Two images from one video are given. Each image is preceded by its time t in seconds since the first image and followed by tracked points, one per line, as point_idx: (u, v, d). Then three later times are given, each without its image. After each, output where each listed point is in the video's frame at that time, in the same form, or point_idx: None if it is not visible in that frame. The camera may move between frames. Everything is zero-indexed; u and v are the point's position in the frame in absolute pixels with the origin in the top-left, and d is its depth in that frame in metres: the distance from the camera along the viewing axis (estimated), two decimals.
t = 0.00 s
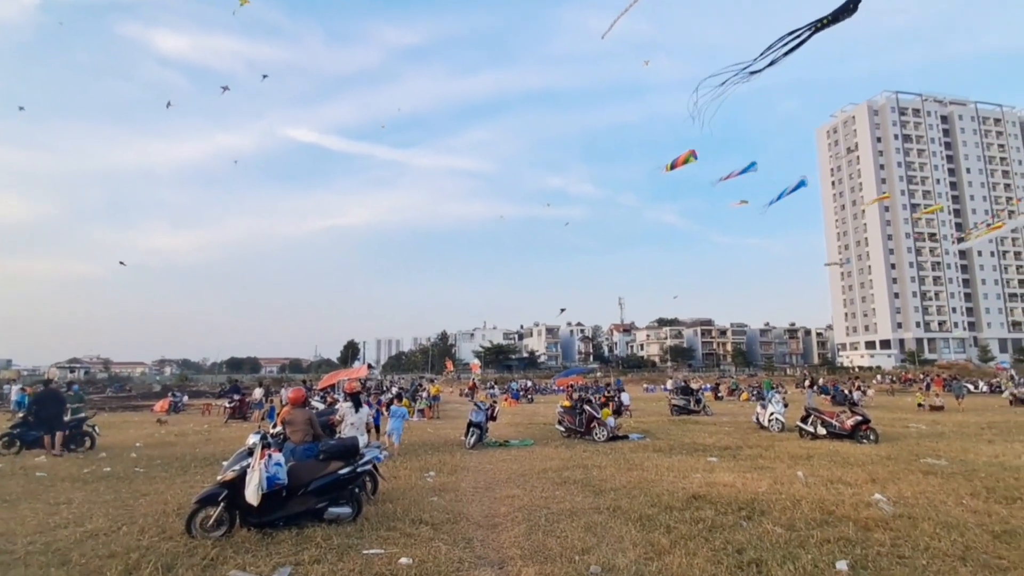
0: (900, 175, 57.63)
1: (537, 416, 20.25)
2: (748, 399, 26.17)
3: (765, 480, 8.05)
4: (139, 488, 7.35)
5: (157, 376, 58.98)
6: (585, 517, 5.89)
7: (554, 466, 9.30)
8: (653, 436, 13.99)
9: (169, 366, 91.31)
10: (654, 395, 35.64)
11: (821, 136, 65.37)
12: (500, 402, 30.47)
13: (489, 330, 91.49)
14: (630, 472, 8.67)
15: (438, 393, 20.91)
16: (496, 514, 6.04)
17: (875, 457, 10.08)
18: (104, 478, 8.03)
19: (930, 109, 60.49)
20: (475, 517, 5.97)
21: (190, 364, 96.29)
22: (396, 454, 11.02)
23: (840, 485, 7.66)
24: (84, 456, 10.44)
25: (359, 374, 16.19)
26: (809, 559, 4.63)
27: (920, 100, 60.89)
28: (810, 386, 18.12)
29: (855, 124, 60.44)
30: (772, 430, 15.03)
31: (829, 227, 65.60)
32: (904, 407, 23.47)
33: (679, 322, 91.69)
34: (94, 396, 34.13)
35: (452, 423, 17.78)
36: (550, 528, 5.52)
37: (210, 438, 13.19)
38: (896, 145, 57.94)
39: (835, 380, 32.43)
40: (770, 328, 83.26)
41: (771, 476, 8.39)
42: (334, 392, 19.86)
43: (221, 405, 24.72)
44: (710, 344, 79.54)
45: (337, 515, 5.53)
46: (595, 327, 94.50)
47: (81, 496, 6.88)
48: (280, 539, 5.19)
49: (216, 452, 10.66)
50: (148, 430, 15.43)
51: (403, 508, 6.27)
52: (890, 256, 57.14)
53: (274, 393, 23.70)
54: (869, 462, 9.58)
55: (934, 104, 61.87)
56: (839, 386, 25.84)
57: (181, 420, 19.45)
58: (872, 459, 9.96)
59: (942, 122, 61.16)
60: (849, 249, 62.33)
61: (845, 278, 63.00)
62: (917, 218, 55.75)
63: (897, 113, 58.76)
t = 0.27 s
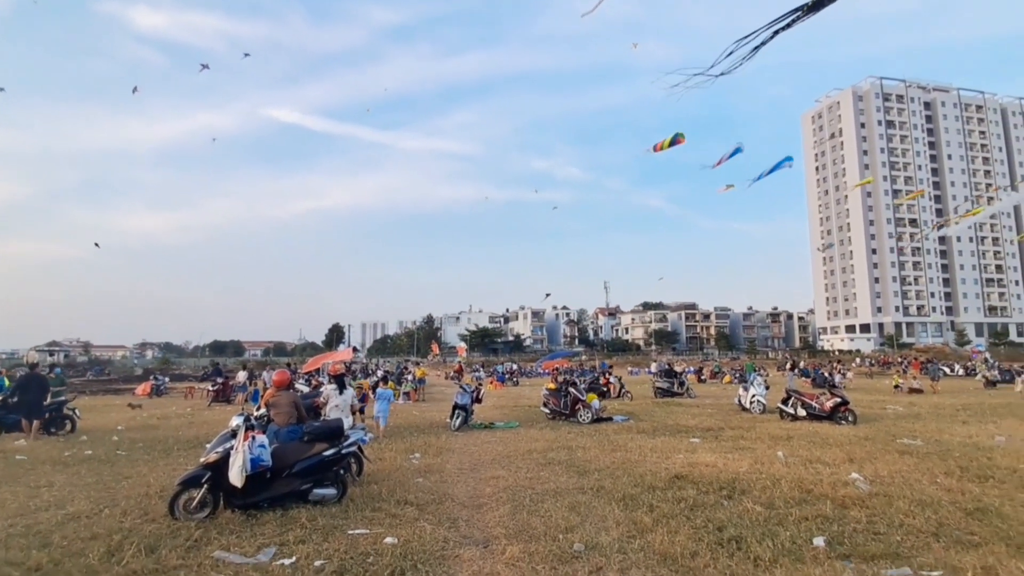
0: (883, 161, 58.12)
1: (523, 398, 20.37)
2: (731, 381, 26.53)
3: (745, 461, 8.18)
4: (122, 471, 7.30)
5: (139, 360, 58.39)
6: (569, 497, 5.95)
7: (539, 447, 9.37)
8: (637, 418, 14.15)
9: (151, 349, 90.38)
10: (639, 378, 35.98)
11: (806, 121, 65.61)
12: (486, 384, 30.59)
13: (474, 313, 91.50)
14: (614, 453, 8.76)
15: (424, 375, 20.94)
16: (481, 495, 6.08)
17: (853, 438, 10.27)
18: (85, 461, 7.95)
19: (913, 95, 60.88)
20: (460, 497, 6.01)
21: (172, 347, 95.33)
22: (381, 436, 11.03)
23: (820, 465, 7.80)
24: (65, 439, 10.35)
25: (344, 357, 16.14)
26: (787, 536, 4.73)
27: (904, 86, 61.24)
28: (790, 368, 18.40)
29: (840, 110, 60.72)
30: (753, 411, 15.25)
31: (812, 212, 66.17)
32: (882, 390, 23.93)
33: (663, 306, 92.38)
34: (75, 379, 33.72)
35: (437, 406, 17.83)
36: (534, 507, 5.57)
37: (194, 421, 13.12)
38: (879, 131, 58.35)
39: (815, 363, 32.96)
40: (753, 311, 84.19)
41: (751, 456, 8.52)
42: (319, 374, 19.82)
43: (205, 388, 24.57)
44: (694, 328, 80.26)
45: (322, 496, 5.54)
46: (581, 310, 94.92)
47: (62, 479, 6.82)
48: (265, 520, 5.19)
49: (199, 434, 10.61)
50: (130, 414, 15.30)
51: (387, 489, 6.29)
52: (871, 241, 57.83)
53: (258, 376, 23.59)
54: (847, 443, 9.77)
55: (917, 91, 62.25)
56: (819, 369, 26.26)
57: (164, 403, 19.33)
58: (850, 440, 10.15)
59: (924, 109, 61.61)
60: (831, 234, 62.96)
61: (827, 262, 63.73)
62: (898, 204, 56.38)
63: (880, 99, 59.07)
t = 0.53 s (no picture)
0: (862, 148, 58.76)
1: (504, 382, 20.45)
2: (710, 365, 26.90)
3: (722, 441, 8.34)
4: (97, 454, 7.20)
5: (115, 344, 57.51)
6: (549, 478, 6.02)
7: (519, 429, 9.44)
8: (617, 400, 14.30)
9: (127, 332, 89.02)
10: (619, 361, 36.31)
11: (787, 108, 66.04)
12: (467, 367, 30.69)
13: (456, 297, 91.41)
14: (594, 434, 8.86)
15: (405, 359, 20.91)
16: (462, 476, 6.12)
17: (827, 419, 10.50)
18: (60, 444, 7.83)
19: (893, 83, 61.44)
20: (441, 479, 6.03)
21: (150, 330, 94.03)
22: (363, 419, 11.03)
23: (794, 445, 7.96)
24: (38, 423, 10.17)
25: (325, 341, 16.04)
26: (762, 514, 4.83)
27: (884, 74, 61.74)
28: (768, 352, 18.69)
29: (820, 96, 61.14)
30: (731, 394, 15.49)
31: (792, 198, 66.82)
32: (856, 373, 24.44)
33: (645, 291, 92.99)
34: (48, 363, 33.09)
35: (418, 389, 17.86)
36: (515, 488, 5.62)
37: (171, 405, 12.97)
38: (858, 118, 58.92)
39: (792, 347, 33.50)
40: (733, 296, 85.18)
41: (729, 437, 8.69)
42: (299, 357, 19.67)
43: (182, 371, 24.28)
44: (675, 312, 81.01)
45: (301, 478, 5.53)
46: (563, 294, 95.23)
47: (36, 462, 6.72)
48: (243, 502, 5.17)
49: (177, 418, 10.50)
50: (106, 397, 15.08)
51: (368, 471, 6.29)
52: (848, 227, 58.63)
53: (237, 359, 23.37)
54: (821, 424, 9.98)
55: (897, 78, 62.82)
56: (796, 353, 26.71)
57: (141, 387, 19.09)
58: (824, 421, 10.37)
59: (904, 97, 62.24)
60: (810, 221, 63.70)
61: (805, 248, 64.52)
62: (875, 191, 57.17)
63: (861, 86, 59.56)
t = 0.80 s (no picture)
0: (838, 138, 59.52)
1: (484, 368, 20.51)
2: (688, 351, 27.24)
3: (699, 426, 8.47)
4: (70, 442, 7.08)
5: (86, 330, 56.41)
6: (528, 462, 6.06)
7: (499, 415, 9.49)
8: (596, 386, 14.43)
9: (99, 319, 87.29)
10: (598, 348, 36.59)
11: (766, 97, 66.56)
12: (447, 354, 30.68)
13: (436, 284, 91.11)
14: (573, 420, 8.94)
15: (385, 345, 20.84)
16: (441, 462, 6.13)
17: (800, 404, 10.72)
18: (31, 432, 7.68)
19: (869, 74, 62.20)
20: (420, 464, 6.05)
21: (123, 317, 92.33)
22: (343, 406, 11.00)
23: (768, 429, 8.12)
24: (7, 411, 9.93)
25: (303, 327, 15.91)
26: (736, 496, 4.93)
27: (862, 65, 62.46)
28: (744, 338, 18.96)
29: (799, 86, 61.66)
30: (708, 379, 15.71)
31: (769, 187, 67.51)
32: (830, 359, 24.93)
33: (625, 278, 93.54)
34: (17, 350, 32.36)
35: (398, 376, 17.83)
36: (494, 473, 5.65)
37: (146, 392, 12.78)
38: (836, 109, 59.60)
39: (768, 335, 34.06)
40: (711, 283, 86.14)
41: (705, 421, 8.83)
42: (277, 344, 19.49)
43: (157, 358, 23.92)
44: (654, 300, 81.67)
45: (278, 465, 5.50)
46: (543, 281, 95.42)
47: (6, 451, 6.59)
48: (220, 489, 5.13)
49: (152, 405, 10.36)
50: (78, 384, 14.81)
51: (347, 457, 6.28)
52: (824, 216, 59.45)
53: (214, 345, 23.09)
54: (794, 408, 10.18)
55: (873, 69, 63.54)
56: (772, 339, 27.14)
57: (115, 374, 18.77)
58: (797, 406, 10.58)
59: (880, 88, 63.02)
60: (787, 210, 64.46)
61: (782, 236, 65.35)
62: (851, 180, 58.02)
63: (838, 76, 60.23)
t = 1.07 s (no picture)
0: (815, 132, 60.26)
1: (464, 359, 20.49)
2: (666, 342, 27.48)
3: (676, 415, 8.57)
4: (40, 434, 6.92)
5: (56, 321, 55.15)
6: (507, 452, 6.08)
7: (478, 405, 9.49)
8: (575, 377, 14.50)
9: (70, 309, 85.39)
10: (578, 339, 36.76)
11: (745, 91, 67.09)
12: (427, 345, 30.59)
13: (416, 275, 90.67)
14: (553, 409, 8.98)
15: (363, 336, 20.70)
16: (420, 452, 6.13)
17: (776, 394, 10.88)
18: None
19: (846, 69, 62.96)
20: (399, 454, 6.03)
21: (95, 307, 90.44)
22: (321, 396, 10.93)
23: (744, 419, 8.24)
24: None
25: (280, 318, 15.74)
26: (711, 484, 5.00)
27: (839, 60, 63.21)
28: (722, 329, 19.17)
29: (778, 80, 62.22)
30: (686, 369, 15.87)
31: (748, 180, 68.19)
32: (805, 350, 25.35)
33: (605, 269, 93.96)
34: None
35: (377, 367, 17.74)
36: (473, 462, 5.66)
37: (118, 384, 12.54)
38: (813, 103, 60.29)
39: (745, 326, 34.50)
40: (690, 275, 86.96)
41: (682, 411, 8.93)
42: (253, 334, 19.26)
43: (130, 349, 23.50)
44: (633, 291, 82.20)
45: (254, 456, 5.45)
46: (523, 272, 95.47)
47: None
48: (193, 481, 5.07)
49: (124, 396, 10.18)
50: (47, 376, 14.48)
51: (324, 448, 6.24)
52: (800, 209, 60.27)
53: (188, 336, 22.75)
54: (771, 398, 10.34)
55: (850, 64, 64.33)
56: (750, 331, 27.49)
57: (86, 366, 18.41)
58: (773, 395, 10.75)
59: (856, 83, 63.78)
60: (765, 202, 65.20)
61: (760, 229, 66.11)
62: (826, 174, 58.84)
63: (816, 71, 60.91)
